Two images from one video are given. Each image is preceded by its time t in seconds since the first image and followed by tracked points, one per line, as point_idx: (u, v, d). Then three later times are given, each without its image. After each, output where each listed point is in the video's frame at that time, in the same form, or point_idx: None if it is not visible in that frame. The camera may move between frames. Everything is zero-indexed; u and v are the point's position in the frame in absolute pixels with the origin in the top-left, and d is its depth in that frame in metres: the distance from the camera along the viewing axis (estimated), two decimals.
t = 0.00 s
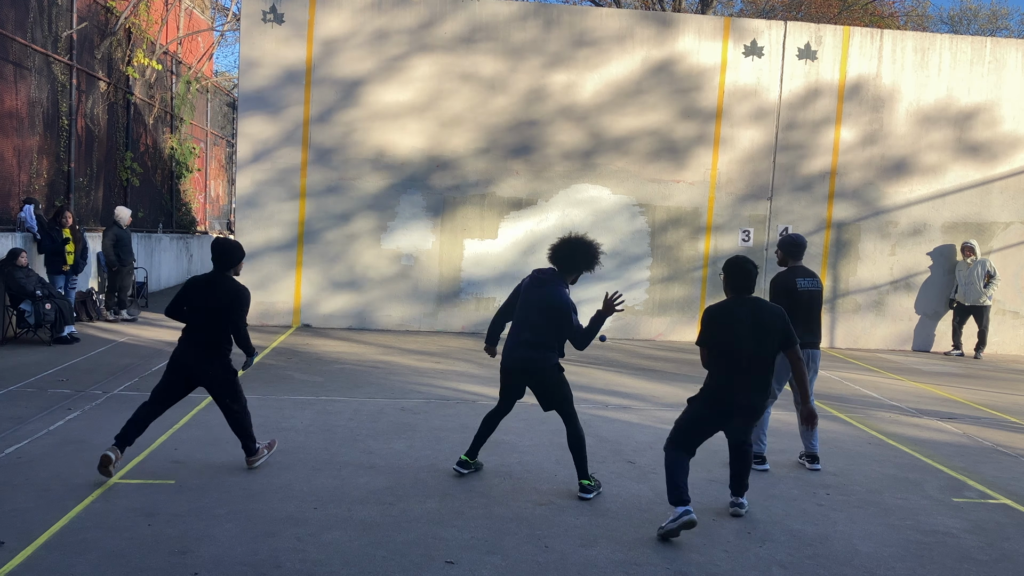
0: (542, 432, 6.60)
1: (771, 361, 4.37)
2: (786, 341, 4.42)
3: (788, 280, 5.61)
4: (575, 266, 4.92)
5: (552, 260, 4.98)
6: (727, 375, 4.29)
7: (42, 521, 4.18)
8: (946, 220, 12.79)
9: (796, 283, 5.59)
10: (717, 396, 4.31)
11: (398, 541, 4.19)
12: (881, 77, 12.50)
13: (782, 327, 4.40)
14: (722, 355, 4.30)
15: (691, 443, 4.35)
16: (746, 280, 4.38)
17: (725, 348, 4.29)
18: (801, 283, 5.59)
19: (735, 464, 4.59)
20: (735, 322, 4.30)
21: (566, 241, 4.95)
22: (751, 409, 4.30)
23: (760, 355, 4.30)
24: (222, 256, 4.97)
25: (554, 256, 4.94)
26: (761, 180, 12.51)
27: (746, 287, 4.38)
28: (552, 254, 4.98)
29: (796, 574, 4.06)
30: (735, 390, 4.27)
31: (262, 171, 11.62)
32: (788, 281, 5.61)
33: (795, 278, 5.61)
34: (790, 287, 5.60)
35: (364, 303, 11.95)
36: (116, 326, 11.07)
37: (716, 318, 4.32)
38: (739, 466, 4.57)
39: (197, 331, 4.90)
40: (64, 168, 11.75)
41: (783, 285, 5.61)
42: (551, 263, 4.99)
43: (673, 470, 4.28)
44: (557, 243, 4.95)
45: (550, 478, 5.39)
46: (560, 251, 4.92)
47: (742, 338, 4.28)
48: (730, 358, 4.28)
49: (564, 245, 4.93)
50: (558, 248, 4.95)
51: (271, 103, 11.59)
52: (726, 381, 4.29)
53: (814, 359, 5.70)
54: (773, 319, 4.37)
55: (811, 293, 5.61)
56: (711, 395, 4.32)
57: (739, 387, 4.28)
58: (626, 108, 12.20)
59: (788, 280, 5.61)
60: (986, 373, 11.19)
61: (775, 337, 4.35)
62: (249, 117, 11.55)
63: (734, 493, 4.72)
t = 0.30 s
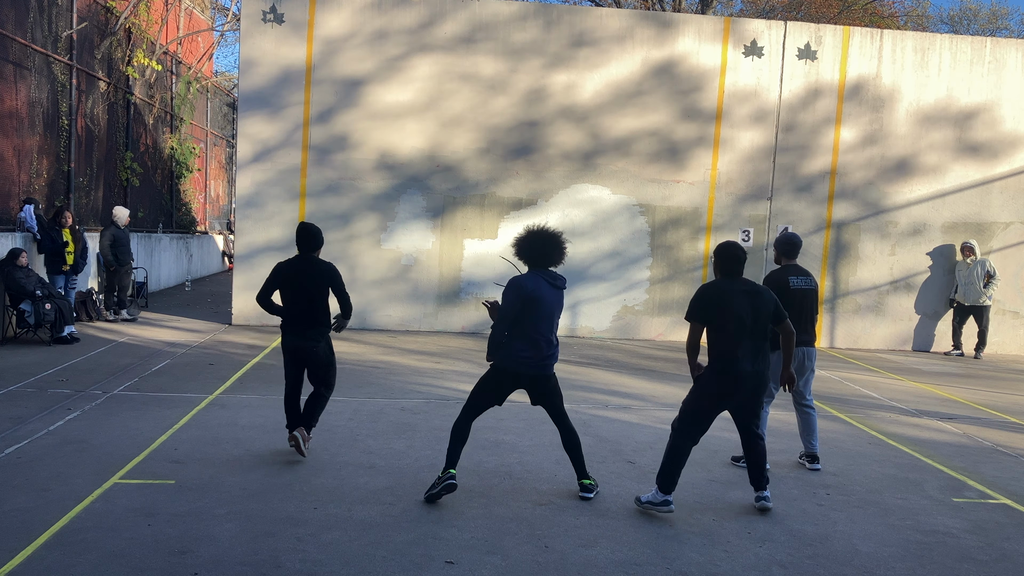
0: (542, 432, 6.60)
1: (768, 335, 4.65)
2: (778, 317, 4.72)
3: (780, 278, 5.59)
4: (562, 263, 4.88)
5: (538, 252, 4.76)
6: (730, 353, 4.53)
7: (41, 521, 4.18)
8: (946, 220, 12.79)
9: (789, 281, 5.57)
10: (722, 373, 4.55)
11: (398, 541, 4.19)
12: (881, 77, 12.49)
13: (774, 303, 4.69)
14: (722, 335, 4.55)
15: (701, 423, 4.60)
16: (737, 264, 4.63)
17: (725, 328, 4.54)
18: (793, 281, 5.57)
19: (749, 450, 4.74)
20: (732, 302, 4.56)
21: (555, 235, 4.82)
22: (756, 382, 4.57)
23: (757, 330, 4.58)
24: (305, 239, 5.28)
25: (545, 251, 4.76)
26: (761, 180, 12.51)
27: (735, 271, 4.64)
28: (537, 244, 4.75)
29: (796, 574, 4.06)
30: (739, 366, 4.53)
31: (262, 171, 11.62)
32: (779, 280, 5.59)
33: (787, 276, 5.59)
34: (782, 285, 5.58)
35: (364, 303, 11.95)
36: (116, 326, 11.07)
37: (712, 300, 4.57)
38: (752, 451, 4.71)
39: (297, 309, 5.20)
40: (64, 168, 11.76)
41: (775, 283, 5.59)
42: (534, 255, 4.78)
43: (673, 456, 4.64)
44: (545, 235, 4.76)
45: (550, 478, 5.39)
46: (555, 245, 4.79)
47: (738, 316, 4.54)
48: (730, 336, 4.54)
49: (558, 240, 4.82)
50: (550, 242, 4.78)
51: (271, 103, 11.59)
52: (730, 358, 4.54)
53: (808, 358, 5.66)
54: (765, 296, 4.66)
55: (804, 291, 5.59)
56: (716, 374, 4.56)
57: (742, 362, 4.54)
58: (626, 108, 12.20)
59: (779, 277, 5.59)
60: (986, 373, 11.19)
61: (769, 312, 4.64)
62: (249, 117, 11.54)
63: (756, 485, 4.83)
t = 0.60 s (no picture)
0: (542, 432, 6.59)
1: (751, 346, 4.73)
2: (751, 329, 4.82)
3: (776, 278, 5.59)
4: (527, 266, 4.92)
5: (502, 259, 4.85)
6: (734, 372, 4.52)
7: (41, 521, 4.18)
8: (946, 220, 12.79)
9: (783, 281, 5.60)
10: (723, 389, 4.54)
11: (397, 541, 4.19)
12: (882, 77, 12.49)
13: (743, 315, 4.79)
14: (718, 356, 4.53)
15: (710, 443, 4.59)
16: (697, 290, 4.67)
17: (714, 345, 4.53)
18: (788, 280, 5.60)
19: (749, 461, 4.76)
20: (720, 321, 4.57)
21: (518, 241, 4.90)
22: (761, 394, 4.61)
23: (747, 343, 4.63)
24: (368, 283, 5.45)
25: (506, 257, 4.84)
26: (761, 180, 12.51)
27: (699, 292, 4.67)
28: (496, 252, 4.85)
29: (796, 574, 4.06)
30: (746, 383, 4.54)
31: (262, 171, 11.61)
32: (774, 280, 5.60)
33: (782, 276, 5.61)
34: (777, 285, 5.59)
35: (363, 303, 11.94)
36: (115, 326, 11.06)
37: (701, 324, 4.54)
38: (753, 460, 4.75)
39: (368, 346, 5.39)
40: (64, 168, 11.76)
41: (771, 283, 5.59)
42: (495, 264, 4.87)
43: (671, 467, 4.64)
44: (502, 241, 4.84)
45: (550, 478, 5.39)
46: (517, 249, 4.86)
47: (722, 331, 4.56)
48: (722, 352, 4.53)
49: (520, 245, 4.89)
50: (513, 248, 4.86)
51: (271, 103, 11.59)
52: (728, 372, 4.53)
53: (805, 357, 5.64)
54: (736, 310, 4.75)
55: (797, 291, 5.62)
56: (724, 395, 4.53)
57: (748, 379, 4.55)
58: (627, 109, 12.20)
59: (773, 277, 5.60)
60: (986, 373, 11.19)
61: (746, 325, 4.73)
62: (249, 117, 11.54)
63: (760, 490, 4.80)
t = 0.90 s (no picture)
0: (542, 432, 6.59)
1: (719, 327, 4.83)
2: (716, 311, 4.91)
3: (744, 298, 5.53)
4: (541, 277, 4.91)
5: (518, 273, 4.85)
6: (707, 356, 4.61)
7: (42, 521, 4.18)
8: (946, 220, 12.79)
9: (753, 298, 5.54)
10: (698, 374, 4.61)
11: (397, 541, 4.19)
12: (881, 78, 12.50)
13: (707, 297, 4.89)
14: (691, 339, 4.60)
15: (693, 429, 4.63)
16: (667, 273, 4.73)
17: (687, 329, 4.60)
18: (757, 297, 5.53)
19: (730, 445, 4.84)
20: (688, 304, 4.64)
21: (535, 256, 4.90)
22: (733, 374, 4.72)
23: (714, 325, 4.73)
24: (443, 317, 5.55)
25: (522, 271, 4.84)
26: (761, 180, 12.51)
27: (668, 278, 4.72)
28: (512, 266, 4.86)
29: (796, 574, 4.06)
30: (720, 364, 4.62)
31: (262, 171, 11.61)
32: (744, 299, 5.53)
33: (750, 294, 5.54)
34: (746, 304, 5.53)
35: (363, 303, 11.94)
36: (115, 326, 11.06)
37: (671, 308, 4.61)
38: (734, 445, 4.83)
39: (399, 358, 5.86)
40: (64, 168, 11.75)
41: (740, 304, 5.53)
42: (512, 276, 4.87)
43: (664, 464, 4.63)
44: (518, 255, 4.84)
45: (550, 478, 5.38)
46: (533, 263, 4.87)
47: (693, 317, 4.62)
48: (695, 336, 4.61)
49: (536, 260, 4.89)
50: (529, 262, 4.87)
51: (271, 103, 11.59)
52: (703, 357, 4.61)
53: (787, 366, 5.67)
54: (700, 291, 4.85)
55: (768, 304, 5.56)
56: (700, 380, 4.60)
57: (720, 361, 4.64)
58: (627, 109, 12.20)
59: (744, 296, 5.53)
60: (986, 373, 11.18)
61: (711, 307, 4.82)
62: (248, 117, 11.54)
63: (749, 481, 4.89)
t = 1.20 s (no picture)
0: (542, 432, 6.59)
1: (710, 324, 4.95)
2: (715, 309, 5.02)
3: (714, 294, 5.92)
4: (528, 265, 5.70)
5: (507, 258, 5.62)
6: (683, 347, 4.78)
7: (42, 521, 4.18)
8: (946, 220, 12.79)
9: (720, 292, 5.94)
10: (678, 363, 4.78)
11: (398, 540, 4.19)
12: (882, 78, 12.50)
13: (708, 295, 5.00)
14: (675, 330, 4.81)
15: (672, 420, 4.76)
16: (671, 263, 4.95)
17: (673, 318, 4.81)
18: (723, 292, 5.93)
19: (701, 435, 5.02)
20: (676, 296, 4.83)
21: (525, 244, 5.68)
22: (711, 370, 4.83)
23: (701, 321, 4.87)
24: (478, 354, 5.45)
25: (510, 257, 5.61)
26: (761, 180, 12.51)
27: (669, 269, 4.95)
28: (502, 250, 5.64)
29: (796, 574, 4.06)
30: (694, 357, 4.77)
31: (262, 171, 11.61)
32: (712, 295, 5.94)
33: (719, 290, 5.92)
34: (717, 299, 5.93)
35: (364, 303, 11.94)
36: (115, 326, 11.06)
37: (662, 298, 4.83)
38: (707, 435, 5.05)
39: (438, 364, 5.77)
40: (64, 168, 11.76)
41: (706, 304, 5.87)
42: (501, 259, 5.65)
43: (657, 457, 4.69)
44: (510, 241, 5.62)
45: (550, 478, 5.38)
46: (521, 251, 5.64)
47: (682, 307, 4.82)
48: (679, 327, 4.80)
49: (525, 248, 5.67)
50: (519, 249, 5.65)
51: (271, 103, 11.58)
52: (684, 348, 4.78)
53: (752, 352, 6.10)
54: (702, 287, 4.97)
55: (734, 296, 5.95)
56: (674, 369, 4.78)
57: (695, 355, 4.78)
58: (627, 109, 12.20)
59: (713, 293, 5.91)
60: (986, 373, 11.18)
61: (707, 304, 4.94)
62: (248, 117, 11.54)
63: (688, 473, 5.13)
